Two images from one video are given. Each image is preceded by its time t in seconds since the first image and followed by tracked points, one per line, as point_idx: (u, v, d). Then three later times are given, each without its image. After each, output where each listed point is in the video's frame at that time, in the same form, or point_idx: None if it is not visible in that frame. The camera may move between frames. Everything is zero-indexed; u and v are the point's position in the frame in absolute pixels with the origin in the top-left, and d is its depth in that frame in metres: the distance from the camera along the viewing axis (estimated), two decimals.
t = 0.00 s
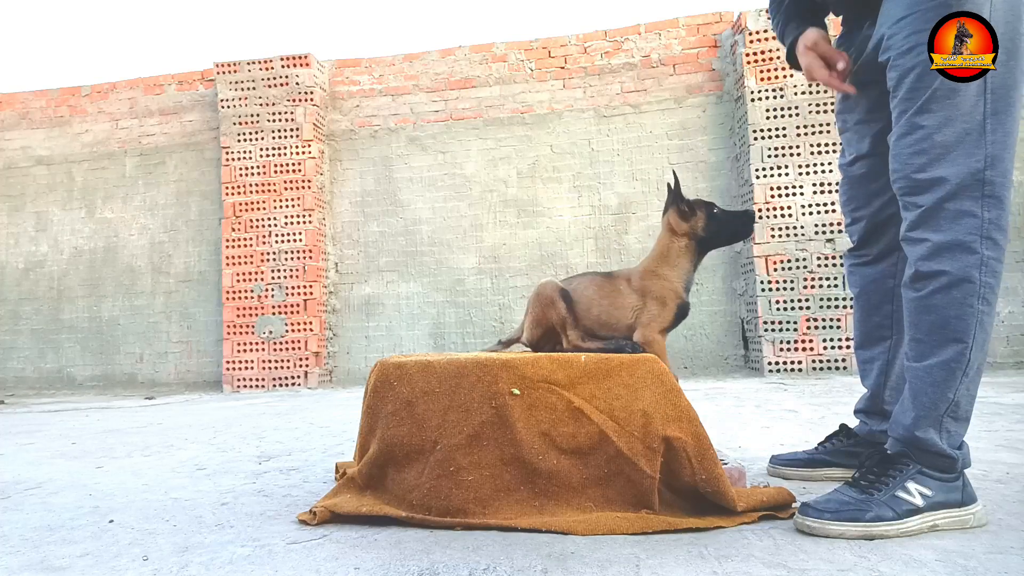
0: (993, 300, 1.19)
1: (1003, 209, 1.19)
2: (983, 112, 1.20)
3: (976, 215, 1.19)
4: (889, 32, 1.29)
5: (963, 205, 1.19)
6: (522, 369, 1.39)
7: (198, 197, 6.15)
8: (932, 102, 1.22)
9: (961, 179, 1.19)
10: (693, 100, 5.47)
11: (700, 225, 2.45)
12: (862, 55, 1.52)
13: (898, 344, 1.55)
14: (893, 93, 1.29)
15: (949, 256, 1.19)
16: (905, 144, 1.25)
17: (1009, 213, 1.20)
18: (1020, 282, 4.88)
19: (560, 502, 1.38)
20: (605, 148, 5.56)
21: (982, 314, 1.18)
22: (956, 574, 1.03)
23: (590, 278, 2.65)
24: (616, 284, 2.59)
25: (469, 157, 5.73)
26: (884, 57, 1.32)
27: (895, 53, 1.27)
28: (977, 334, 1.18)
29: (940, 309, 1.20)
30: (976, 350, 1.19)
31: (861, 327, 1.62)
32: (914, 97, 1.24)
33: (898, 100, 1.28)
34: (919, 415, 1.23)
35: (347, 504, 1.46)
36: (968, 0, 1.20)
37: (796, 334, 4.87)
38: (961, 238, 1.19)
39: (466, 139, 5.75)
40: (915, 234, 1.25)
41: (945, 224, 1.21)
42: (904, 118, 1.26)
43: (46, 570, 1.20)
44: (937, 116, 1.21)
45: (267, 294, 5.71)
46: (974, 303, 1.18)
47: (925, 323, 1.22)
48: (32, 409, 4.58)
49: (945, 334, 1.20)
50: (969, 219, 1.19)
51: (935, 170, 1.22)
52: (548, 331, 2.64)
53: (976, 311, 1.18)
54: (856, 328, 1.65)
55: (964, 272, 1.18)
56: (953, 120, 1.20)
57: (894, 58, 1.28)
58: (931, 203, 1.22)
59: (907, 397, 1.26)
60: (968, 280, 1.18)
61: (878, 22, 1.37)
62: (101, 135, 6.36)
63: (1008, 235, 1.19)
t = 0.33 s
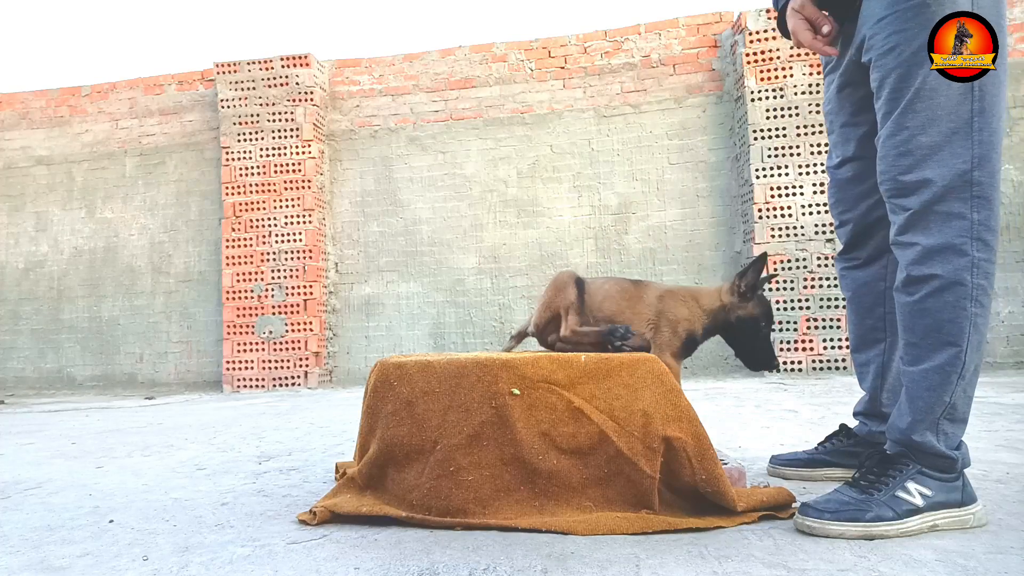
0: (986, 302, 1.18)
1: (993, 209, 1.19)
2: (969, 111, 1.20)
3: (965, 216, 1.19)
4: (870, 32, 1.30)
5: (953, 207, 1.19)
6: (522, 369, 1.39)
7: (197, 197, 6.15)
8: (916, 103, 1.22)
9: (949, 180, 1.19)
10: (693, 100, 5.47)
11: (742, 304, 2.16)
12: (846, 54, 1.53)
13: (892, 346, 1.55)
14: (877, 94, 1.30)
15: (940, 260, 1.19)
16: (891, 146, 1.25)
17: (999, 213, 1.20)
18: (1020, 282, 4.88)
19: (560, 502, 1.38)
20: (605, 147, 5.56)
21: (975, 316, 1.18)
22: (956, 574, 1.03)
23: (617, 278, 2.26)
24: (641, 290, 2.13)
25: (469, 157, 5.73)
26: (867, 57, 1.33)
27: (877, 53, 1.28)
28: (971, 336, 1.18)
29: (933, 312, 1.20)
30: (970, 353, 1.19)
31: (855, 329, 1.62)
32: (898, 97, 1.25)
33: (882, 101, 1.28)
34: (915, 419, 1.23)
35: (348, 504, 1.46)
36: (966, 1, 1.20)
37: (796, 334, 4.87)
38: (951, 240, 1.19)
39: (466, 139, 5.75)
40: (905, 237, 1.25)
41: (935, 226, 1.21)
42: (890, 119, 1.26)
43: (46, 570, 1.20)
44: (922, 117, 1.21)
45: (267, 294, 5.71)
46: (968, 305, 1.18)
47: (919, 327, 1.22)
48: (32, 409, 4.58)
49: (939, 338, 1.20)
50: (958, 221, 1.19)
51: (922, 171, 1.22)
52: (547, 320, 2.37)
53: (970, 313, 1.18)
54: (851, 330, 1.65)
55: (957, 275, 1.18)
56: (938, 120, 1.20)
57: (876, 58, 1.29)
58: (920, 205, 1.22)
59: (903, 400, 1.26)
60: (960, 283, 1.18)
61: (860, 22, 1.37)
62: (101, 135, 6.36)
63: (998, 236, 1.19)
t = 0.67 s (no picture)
0: (984, 301, 1.18)
1: (989, 209, 1.19)
2: (964, 109, 1.19)
3: (962, 216, 1.19)
4: (863, 32, 1.31)
5: (948, 207, 1.19)
6: (522, 369, 1.39)
7: (197, 197, 6.15)
8: (910, 102, 1.22)
9: (944, 180, 1.19)
10: (693, 100, 5.47)
11: (711, 250, 1.90)
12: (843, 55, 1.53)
13: (891, 346, 1.55)
14: (872, 94, 1.30)
15: (937, 260, 1.19)
16: (886, 146, 1.26)
17: (995, 212, 1.20)
18: (1020, 282, 4.88)
19: (560, 502, 1.38)
20: (605, 147, 5.56)
21: (972, 316, 1.18)
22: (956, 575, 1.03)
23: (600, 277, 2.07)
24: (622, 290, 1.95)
25: (469, 157, 5.73)
26: (861, 57, 1.33)
27: (872, 53, 1.29)
28: (969, 336, 1.18)
29: (930, 313, 1.20)
30: (968, 353, 1.18)
31: (854, 330, 1.62)
32: (892, 97, 1.25)
33: (876, 101, 1.29)
34: (914, 419, 1.23)
35: (347, 504, 1.46)
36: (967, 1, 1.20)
37: (796, 334, 4.88)
38: (947, 241, 1.19)
39: (466, 139, 5.75)
40: (901, 238, 1.25)
41: (931, 226, 1.20)
42: (885, 119, 1.26)
43: (46, 570, 1.20)
44: (916, 117, 1.21)
45: (267, 294, 5.71)
46: (965, 305, 1.18)
47: (917, 328, 1.22)
48: (32, 409, 4.58)
49: (937, 338, 1.20)
50: (954, 221, 1.19)
51: (917, 171, 1.22)
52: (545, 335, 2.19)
53: (967, 313, 1.18)
54: (850, 331, 1.65)
55: (953, 276, 1.18)
56: (932, 120, 1.20)
57: (870, 58, 1.29)
58: (916, 205, 1.22)
59: (901, 401, 1.26)
60: (957, 283, 1.18)
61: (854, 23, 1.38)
62: (101, 135, 6.36)
63: (995, 235, 1.19)
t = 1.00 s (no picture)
0: (983, 301, 1.18)
1: (987, 209, 1.19)
2: (963, 109, 1.19)
3: (960, 216, 1.18)
4: (861, 32, 1.31)
5: (946, 207, 1.19)
6: (522, 369, 1.39)
7: (197, 197, 6.15)
8: (907, 102, 1.22)
9: (942, 180, 1.19)
10: (693, 100, 5.47)
11: (692, 261, 1.77)
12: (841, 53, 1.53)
13: (890, 346, 1.55)
14: (870, 94, 1.30)
15: (936, 260, 1.19)
16: (884, 146, 1.26)
17: (994, 212, 1.20)
18: (1020, 282, 4.88)
19: (559, 502, 1.39)
20: (605, 147, 5.56)
21: (972, 316, 1.18)
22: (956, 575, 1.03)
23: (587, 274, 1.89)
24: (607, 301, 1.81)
25: (469, 157, 5.73)
26: (859, 57, 1.33)
27: (869, 53, 1.29)
28: (968, 336, 1.18)
29: (928, 313, 1.20)
30: (968, 353, 1.18)
31: (853, 329, 1.62)
32: (890, 97, 1.25)
33: (875, 101, 1.29)
34: (914, 419, 1.23)
35: (347, 504, 1.46)
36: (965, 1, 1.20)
37: (796, 334, 4.88)
38: (946, 240, 1.19)
39: (466, 139, 5.75)
40: (899, 238, 1.25)
41: (929, 226, 1.20)
42: (883, 119, 1.26)
43: (46, 571, 1.20)
44: (914, 117, 1.21)
45: (267, 294, 5.71)
46: (964, 305, 1.18)
47: (915, 328, 1.22)
48: (32, 409, 4.58)
49: (935, 338, 1.20)
50: (953, 220, 1.19)
51: (916, 171, 1.22)
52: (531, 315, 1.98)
53: (966, 313, 1.18)
54: (849, 330, 1.65)
55: (952, 275, 1.18)
56: (930, 120, 1.20)
57: (868, 58, 1.29)
58: (914, 205, 1.22)
59: (901, 401, 1.26)
60: (956, 283, 1.18)
61: (852, 22, 1.38)
62: (101, 135, 6.36)
63: (993, 235, 1.19)
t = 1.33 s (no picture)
0: (983, 301, 1.18)
1: (988, 209, 1.18)
2: (964, 110, 1.19)
3: (961, 216, 1.18)
4: (863, 32, 1.31)
5: (947, 207, 1.19)
6: (522, 369, 1.39)
7: (197, 197, 6.15)
8: (909, 102, 1.22)
9: (943, 180, 1.19)
10: (693, 100, 5.47)
11: (662, 218, 2.18)
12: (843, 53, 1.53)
13: (891, 346, 1.54)
14: (872, 94, 1.30)
15: (937, 260, 1.19)
16: (885, 147, 1.26)
17: (995, 212, 1.20)
18: (1020, 282, 4.88)
19: (559, 503, 1.38)
20: (605, 148, 5.56)
21: (972, 316, 1.18)
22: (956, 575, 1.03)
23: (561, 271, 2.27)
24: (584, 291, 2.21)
25: (469, 157, 5.73)
26: (861, 57, 1.33)
27: (871, 53, 1.29)
28: (968, 336, 1.18)
29: (929, 313, 1.20)
30: (969, 353, 1.18)
31: (854, 329, 1.62)
32: (891, 97, 1.25)
33: (876, 101, 1.29)
34: (914, 419, 1.23)
35: (347, 504, 1.46)
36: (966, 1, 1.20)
37: (796, 334, 4.88)
38: (947, 240, 1.19)
39: (466, 139, 5.75)
40: (900, 238, 1.25)
41: (930, 226, 1.20)
42: (884, 119, 1.26)
43: (46, 570, 1.20)
44: (915, 117, 1.21)
45: (267, 294, 5.71)
46: (964, 305, 1.18)
47: (916, 328, 1.22)
48: (32, 409, 4.58)
49: (936, 339, 1.20)
50: (953, 220, 1.19)
51: (917, 171, 1.22)
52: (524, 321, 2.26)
53: (966, 313, 1.18)
54: (850, 330, 1.65)
55: (953, 275, 1.18)
56: (931, 120, 1.20)
57: (870, 58, 1.29)
58: (915, 205, 1.22)
59: (901, 401, 1.26)
60: (956, 283, 1.18)
61: (854, 22, 1.38)
62: (101, 135, 6.36)
63: (994, 235, 1.19)
